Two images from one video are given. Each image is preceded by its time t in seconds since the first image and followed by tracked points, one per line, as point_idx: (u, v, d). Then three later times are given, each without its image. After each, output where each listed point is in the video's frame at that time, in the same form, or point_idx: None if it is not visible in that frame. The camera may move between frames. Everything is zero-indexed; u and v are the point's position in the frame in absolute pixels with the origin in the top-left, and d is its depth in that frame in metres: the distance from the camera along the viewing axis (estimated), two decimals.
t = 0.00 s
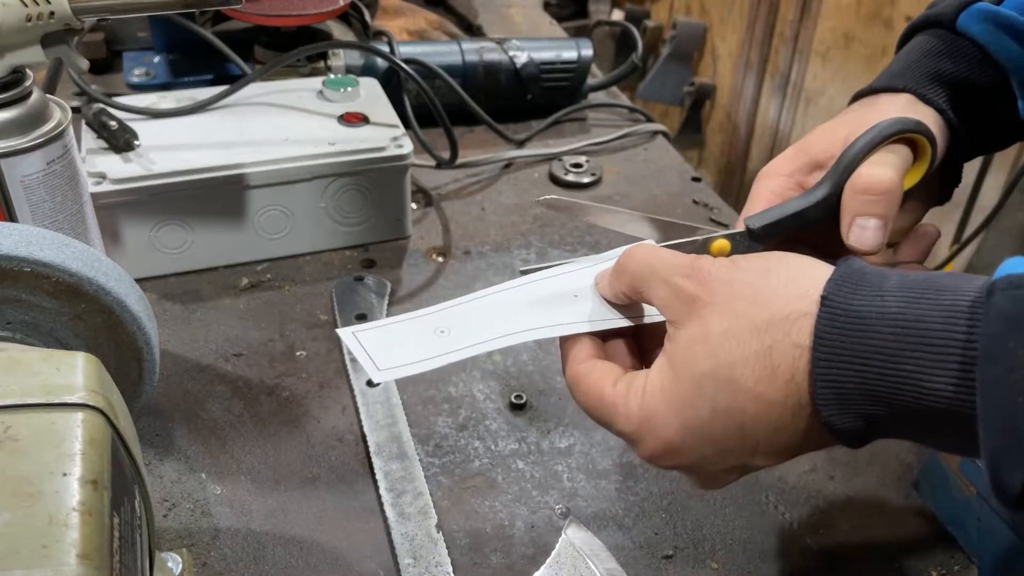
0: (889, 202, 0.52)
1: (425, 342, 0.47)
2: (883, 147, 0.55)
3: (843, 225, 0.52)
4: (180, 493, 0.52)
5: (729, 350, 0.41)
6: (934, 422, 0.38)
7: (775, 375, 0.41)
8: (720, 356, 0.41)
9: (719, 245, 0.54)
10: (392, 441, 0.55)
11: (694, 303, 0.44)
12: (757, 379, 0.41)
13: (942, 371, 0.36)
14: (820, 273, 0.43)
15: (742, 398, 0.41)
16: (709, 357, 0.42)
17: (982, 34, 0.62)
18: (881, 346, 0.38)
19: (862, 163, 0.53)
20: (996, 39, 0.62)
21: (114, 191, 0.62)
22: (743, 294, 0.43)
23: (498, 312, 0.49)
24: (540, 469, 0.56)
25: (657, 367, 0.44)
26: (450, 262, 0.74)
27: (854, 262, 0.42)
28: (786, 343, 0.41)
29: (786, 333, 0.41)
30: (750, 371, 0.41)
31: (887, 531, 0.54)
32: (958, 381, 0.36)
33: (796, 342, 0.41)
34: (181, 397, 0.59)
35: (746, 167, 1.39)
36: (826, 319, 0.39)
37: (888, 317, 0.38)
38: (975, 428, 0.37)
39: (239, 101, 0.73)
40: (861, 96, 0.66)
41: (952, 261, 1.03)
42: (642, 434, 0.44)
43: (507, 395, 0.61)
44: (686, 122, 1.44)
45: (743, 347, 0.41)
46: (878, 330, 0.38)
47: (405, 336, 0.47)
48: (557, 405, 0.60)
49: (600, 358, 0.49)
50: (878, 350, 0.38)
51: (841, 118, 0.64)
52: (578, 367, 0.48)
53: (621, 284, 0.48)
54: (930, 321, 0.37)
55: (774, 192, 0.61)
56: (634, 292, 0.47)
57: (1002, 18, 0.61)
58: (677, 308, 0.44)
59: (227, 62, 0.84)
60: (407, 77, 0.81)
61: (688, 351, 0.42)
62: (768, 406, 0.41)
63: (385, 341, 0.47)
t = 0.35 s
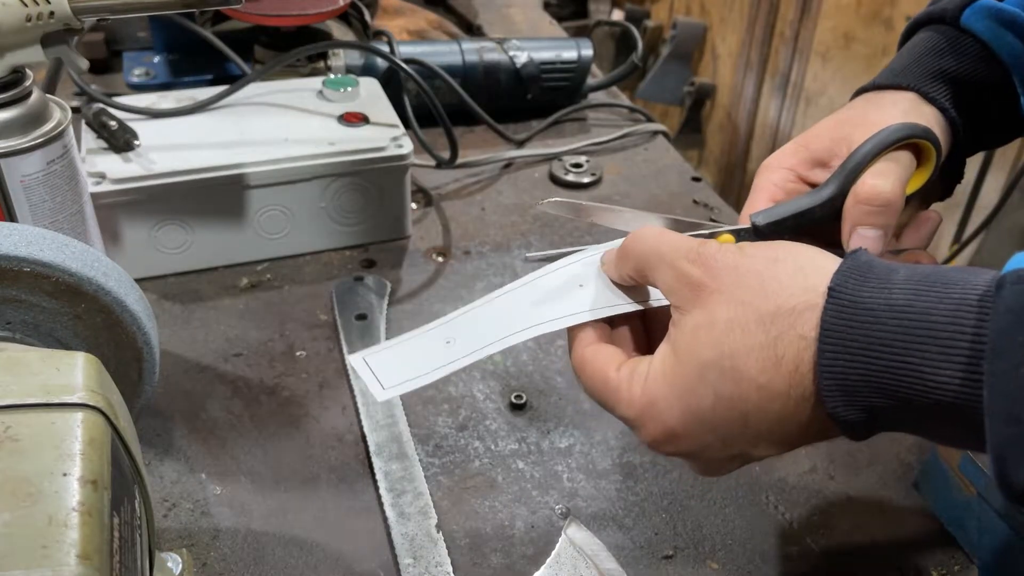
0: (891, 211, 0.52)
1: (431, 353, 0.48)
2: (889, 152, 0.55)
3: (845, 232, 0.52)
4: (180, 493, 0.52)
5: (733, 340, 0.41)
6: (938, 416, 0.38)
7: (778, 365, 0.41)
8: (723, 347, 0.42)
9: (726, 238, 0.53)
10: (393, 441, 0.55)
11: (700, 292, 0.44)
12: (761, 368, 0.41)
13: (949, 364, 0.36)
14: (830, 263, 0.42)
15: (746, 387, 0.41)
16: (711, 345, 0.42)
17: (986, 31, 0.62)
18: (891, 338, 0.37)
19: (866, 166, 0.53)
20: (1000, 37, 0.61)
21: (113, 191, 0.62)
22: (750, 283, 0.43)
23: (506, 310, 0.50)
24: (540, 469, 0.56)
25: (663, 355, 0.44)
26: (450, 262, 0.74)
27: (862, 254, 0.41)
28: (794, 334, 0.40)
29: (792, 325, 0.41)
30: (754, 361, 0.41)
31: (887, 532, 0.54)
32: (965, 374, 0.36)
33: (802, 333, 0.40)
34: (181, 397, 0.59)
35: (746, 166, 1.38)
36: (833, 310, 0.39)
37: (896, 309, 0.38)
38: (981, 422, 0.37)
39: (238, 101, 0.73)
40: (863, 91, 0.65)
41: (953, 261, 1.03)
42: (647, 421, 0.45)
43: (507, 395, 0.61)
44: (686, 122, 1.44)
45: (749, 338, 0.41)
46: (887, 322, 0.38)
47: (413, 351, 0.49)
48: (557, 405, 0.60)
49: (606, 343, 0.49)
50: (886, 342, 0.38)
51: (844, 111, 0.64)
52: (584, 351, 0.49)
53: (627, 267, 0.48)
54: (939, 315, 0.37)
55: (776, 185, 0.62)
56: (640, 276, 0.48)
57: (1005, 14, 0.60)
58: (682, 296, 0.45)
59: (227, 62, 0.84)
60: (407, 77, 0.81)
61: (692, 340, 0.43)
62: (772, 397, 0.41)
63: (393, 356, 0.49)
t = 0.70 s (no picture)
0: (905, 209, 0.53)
1: (434, 301, 0.49)
2: (899, 150, 0.55)
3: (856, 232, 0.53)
4: (180, 493, 0.52)
5: (740, 322, 0.41)
6: (947, 405, 0.38)
7: (784, 350, 0.40)
8: (729, 328, 0.42)
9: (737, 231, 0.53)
10: (393, 441, 0.55)
11: (710, 273, 0.44)
12: (766, 352, 0.41)
13: (961, 351, 0.36)
14: (840, 250, 0.42)
15: (750, 371, 0.41)
16: (718, 326, 0.42)
17: (994, 20, 0.62)
18: (902, 325, 0.37)
19: (877, 163, 0.53)
20: (1007, 26, 0.62)
21: (113, 191, 0.62)
22: (761, 267, 0.43)
23: (516, 281, 0.50)
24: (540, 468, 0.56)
25: (669, 336, 0.44)
26: (450, 262, 0.74)
27: (872, 241, 0.41)
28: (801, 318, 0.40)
29: (800, 309, 0.41)
30: (760, 344, 0.41)
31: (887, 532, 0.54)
32: (976, 361, 0.36)
33: (810, 317, 0.40)
34: (181, 397, 0.59)
35: (746, 167, 1.38)
36: (843, 297, 0.39)
37: (907, 296, 0.38)
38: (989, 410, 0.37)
39: (239, 101, 0.73)
40: (871, 81, 0.65)
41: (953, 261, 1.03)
42: (648, 402, 0.45)
43: (507, 395, 0.61)
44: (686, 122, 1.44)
45: (756, 320, 0.41)
46: (898, 308, 0.38)
47: (419, 294, 0.49)
48: (557, 405, 0.60)
49: (620, 322, 0.49)
50: (897, 329, 0.38)
51: (852, 98, 0.64)
52: (595, 329, 0.49)
53: (636, 253, 0.49)
54: (950, 302, 0.37)
55: (783, 174, 0.62)
56: (650, 260, 0.48)
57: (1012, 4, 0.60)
58: (690, 280, 0.45)
59: (227, 62, 0.84)
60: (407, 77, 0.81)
61: (698, 321, 0.43)
62: (776, 382, 0.41)
63: (394, 297, 0.49)
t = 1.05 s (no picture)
0: (911, 183, 0.52)
1: (447, 265, 0.49)
2: (902, 127, 0.54)
3: (860, 209, 0.52)
4: (180, 493, 0.52)
5: (747, 304, 0.42)
6: (954, 400, 0.38)
7: (789, 333, 0.41)
8: (736, 309, 0.42)
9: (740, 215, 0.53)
10: (392, 441, 0.55)
11: (722, 255, 0.44)
12: (770, 336, 0.41)
13: (974, 342, 0.36)
14: (851, 242, 0.42)
15: (753, 353, 0.41)
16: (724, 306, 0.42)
17: (990, 4, 0.63)
18: (914, 314, 0.37)
19: (880, 139, 0.53)
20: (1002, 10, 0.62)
21: (113, 191, 0.62)
22: (773, 251, 0.43)
23: (529, 254, 0.50)
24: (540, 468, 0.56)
25: (674, 316, 0.45)
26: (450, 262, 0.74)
27: (885, 234, 0.41)
28: (807, 303, 0.41)
29: (808, 294, 0.41)
30: (765, 326, 0.41)
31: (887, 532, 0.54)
32: (988, 353, 0.36)
33: (818, 302, 0.40)
34: (181, 397, 0.59)
35: (746, 167, 1.38)
36: (854, 285, 0.39)
37: (921, 286, 0.38)
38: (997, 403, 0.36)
39: (239, 101, 0.73)
40: (869, 63, 0.65)
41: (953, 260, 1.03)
42: (648, 381, 0.45)
43: (507, 395, 0.61)
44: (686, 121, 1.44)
45: (764, 302, 0.41)
46: (910, 297, 0.38)
47: (433, 256, 0.50)
48: (557, 405, 0.60)
49: (632, 303, 0.49)
50: (908, 318, 0.37)
51: (850, 83, 0.63)
52: (606, 310, 0.49)
53: (654, 234, 0.49)
54: (964, 293, 0.37)
55: (782, 158, 0.62)
56: (665, 242, 0.48)
57: None
58: (702, 261, 0.45)
59: (227, 62, 0.84)
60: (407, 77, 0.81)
61: (704, 301, 0.43)
62: (777, 366, 0.41)
63: (406, 256, 0.49)
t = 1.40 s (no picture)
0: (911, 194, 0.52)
1: (448, 250, 0.49)
2: (903, 135, 0.54)
3: (859, 219, 0.52)
4: (180, 493, 0.52)
5: (750, 297, 0.41)
6: (956, 396, 0.38)
7: (789, 326, 0.41)
8: (738, 301, 0.42)
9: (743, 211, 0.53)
10: (392, 441, 0.55)
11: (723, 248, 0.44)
12: (771, 329, 0.41)
13: (977, 338, 0.36)
14: (854, 238, 0.43)
15: (753, 346, 0.41)
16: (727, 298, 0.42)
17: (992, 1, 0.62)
18: (917, 308, 0.37)
19: (882, 146, 0.53)
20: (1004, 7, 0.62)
21: (113, 191, 0.62)
22: (776, 246, 0.43)
23: (530, 244, 0.50)
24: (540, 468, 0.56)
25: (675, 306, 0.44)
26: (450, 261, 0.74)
27: (887, 229, 0.41)
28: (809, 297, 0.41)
29: (810, 288, 0.41)
30: (767, 320, 0.41)
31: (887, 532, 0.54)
32: (991, 349, 0.36)
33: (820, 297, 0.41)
34: (181, 397, 0.59)
35: (746, 167, 1.38)
36: (857, 280, 0.39)
37: (924, 281, 0.38)
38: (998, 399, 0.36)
39: (239, 101, 0.73)
40: (870, 60, 0.64)
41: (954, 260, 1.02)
42: (645, 370, 0.45)
43: (507, 395, 0.61)
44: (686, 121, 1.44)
45: (766, 295, 0.41)
46: (913, 292, 0.38)
47: (436, 240, 0.50)
48: (557, 405, 0.60)
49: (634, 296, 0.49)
50: (911, 313, 0.37)
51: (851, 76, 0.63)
52: (607, 300, 0.49)
53: (658, 225, 0.48)
54: (968, 288, 0.37)
55: (783, 153, 0.61)
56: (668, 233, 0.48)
57: None
58: (704, 253, 0.44)
59: (227, 62, 0.84)
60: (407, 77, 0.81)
61: (705, 293, 0.43)
62: (777, 360, 0.41)
63: (409, 241, 0.49)
